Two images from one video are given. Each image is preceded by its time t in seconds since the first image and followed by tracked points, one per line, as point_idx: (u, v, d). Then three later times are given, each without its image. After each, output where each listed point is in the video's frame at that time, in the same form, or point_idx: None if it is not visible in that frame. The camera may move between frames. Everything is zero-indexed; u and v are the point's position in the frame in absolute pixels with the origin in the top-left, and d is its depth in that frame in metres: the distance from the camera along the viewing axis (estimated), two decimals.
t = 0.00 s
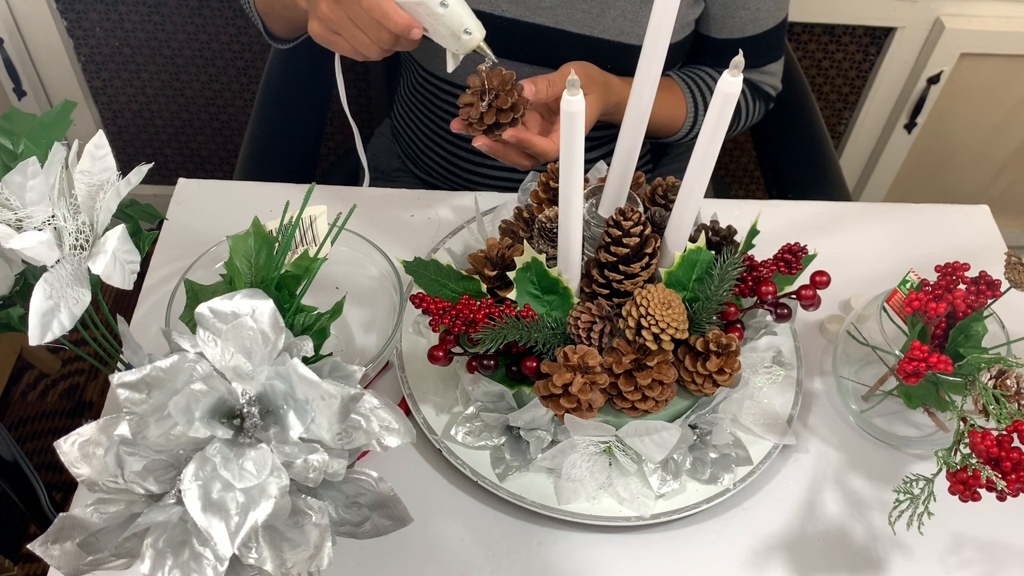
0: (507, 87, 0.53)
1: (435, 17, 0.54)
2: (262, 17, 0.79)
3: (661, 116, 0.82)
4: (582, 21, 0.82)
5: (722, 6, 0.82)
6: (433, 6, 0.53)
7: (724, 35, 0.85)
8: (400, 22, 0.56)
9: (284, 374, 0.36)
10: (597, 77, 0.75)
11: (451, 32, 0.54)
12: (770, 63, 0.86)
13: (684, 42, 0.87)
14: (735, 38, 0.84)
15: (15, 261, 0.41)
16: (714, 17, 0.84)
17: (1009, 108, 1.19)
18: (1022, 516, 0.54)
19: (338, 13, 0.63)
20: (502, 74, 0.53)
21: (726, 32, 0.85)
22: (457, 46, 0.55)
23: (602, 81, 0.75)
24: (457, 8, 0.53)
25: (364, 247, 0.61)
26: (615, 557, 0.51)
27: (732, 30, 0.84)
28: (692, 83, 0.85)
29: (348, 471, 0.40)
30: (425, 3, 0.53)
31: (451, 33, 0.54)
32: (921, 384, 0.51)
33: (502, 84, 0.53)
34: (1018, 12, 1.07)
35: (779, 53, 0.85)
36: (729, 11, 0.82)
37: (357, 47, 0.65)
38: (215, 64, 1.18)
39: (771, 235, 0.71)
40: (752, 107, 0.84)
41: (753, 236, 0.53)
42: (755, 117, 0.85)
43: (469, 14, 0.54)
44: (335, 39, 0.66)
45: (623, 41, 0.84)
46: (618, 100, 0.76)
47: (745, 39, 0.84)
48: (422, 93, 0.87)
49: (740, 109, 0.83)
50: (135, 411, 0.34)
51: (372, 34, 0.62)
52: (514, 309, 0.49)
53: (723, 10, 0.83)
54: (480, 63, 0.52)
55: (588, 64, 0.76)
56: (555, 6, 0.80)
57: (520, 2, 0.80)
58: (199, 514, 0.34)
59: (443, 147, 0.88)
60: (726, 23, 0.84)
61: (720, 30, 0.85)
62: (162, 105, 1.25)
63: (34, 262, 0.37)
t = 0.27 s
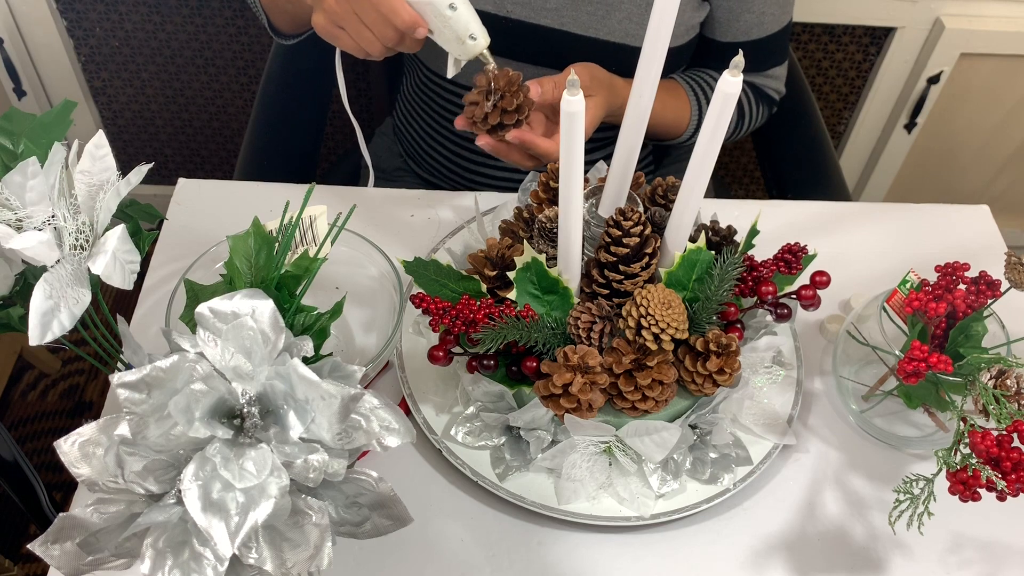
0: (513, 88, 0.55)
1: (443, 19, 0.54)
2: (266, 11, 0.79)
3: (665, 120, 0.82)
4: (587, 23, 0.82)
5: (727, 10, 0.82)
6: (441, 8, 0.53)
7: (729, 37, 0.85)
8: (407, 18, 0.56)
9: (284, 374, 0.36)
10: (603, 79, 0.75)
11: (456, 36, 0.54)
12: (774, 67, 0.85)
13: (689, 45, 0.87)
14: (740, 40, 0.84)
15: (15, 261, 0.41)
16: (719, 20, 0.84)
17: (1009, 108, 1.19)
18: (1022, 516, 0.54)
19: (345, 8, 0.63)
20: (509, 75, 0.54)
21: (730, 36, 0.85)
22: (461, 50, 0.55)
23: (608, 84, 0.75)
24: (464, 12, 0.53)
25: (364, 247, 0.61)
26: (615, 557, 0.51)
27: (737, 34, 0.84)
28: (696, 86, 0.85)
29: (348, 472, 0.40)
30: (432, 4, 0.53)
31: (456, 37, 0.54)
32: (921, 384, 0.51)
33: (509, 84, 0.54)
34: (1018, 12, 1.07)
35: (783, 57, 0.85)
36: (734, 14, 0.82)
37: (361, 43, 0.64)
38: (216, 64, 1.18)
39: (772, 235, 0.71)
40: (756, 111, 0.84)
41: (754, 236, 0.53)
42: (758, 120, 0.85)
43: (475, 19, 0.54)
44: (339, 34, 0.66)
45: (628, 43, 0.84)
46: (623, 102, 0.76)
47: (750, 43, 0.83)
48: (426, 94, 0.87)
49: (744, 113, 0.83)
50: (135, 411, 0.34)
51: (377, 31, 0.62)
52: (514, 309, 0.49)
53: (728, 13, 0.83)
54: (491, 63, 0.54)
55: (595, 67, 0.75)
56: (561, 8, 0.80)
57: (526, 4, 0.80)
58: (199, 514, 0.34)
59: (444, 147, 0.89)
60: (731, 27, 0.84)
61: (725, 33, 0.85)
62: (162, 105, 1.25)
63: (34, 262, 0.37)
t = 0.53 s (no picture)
0: (527, 78, 0.53)
1: (438, 27, 0.54)
2: (269, 9, 0.79)
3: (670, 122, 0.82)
4: (592, 25, 0.82)
5: (734, 11, 0.82)
6: (437, 17, 0.53)
7: (735, 39, 0.85)
8: (401, 21, 0.56)
9: (284, 374, 0.36)
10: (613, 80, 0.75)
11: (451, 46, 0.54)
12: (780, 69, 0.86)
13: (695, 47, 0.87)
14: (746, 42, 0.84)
15: (15, 260, 0.41)
16: (725, 22, 0.84)
17: (1009, 108, 1.19)
18: (1022, 516, 0.54)
19: (339, 11, 0.63)
20: (525, 63, 0.53)
21: (736, 37, 0.85)
22: (454, 59, 0.55)
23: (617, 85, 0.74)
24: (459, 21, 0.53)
25: (365, 247, 0.61)
26: (615, 557, 0.51)
27: (743, 35, 0.84)
28: (701, 86, 0.85)
29: (348, 471, 0.40)
30: (428, 12, 0.53)
31: (450, 46, 0.54)
32: (921, 384, 0.51)
33: (523, 73, 0.53)
34: (1018, 12, 1.07)
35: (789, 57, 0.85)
36: (740, 16, 0.82)
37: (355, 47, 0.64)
38: (216, 64, 1.18)
39: (772, 235, 0.71)
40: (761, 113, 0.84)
41: (754, 236, 0.53)
42: (763, 122, 0.85)
43: (469, 29, 0.54)
44: (333, 37, 0.66)
45: (634, 46, 0.84)
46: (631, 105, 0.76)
47: (755, 45, 0.83)
48: (429, 94, 0.87)
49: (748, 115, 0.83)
50: (135, 411, 0.34)
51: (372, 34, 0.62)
52: (514, 309, 0.49)
53: (734, 14, 0.83)
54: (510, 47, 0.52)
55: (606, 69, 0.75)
56: (566, 10, 0.80)
57: (531, 6, 0.80)
58: (199, 514, 0.34)
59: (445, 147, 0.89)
60: (737, 28, 0.84)
61: (730, 35, 0.85)
62: (162, 105, 1.25)
63: (34, 262, 0.37)
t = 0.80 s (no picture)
0: (524, 81, 0.53)
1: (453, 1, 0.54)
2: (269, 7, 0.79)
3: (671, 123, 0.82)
4: (594, 28, 0.82)
5: (735, 14, 0.82)
6: None
7: (736, 40, 0.85)
8: None
9: (284, 374, 0.36)
10: (614, 80, 0.75)
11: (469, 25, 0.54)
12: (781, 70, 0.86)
13: (696, 49, 0.87)
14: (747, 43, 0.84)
15: (15, 261, 0.41)
16: (726, 24, 0.84)
17: (1009, 108, 1.19)
18: (1022, 516, 0.54)
19: None
20: (518, 68, 0.53)
21: (737, 39, 0.85)
22: (470, 32, 0.55)
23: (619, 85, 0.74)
24: None
25: (365, 247, 0.61)
26: (615, 557, 0.51)
27: (744, 36, 0.84)
28: (702, 87, 0.85)
29: (348, 471, 0.40)
30: None
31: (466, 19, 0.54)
32: (921, 384, 0.51)
33: (519, 78, 0.53)
34: (1018, 12, 1.07)
35: (789, 59, 0.85)
36: (741, 17, 0.82)
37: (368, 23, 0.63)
38: (216, 64, 1.18)
39: (772, 235, 0.71)
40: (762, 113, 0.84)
41: (754, 236, 0.53)
42: (765, 122, 0.85)
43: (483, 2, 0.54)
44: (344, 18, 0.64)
45: (634, 48, 0.84)
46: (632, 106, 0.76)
47: (756, 46, 0.84)
48: (430, 94, 0.87)
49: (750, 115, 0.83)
50: (135, 411, 0.34)
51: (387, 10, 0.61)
52: (514, 309, 0.49)
53: (736, 16, 0.83)
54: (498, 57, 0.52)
55: (606, 69, 0.75)
56: (567, 12, 0.80)
57: (533, 9, 0.80)
58: (199, 515, 0.34)
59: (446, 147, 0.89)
60: (738, 29, 0.84)
61: (731, 36, 0.85)
62: (162, 105, 1.25)
63: (34, 262, 0.37)
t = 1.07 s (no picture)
0: (520, 84, 0.52)
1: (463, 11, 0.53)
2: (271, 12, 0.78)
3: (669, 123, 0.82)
4: (591, 30, 0.82)
5: (732, 15, 0.83)
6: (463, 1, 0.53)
7: (734, 41, 0.85)
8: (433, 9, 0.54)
9: (284, 374, 0.35)
10: (611, 81, 0.75)
11: (472, 33, 0.54)
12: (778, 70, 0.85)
13: (694, 50, 0.87)
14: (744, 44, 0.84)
15: (15, 260, 0.41)
16: (724, 25, 0.84)
17: (1009, 107, 1.19)
18: (1022, 516, 0.54)
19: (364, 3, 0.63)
20: (514, 71, 0.52)
21: (734, 40, 0.85)
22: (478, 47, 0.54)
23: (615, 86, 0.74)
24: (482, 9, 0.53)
25: (365, 247, 0.61)
26: (615, 557, 0.51)
27: (740, 38, 0.84)
28: (700, 86, 0.85)
29: (348, 471, 0.40)
30: None
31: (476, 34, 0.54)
32: (921, 384, 0.51)
33: (515, 80, 0.52)
34: (1018, 12, 1.07)
35: (789, 59, 0.85)
36: (738, 18, 0.83)
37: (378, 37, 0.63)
38: (216, 64, 1.18)
39: (772, 235, 0.71)
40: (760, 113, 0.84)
41: (754, 236, 0.53)
42: (762, 123, 0.85)
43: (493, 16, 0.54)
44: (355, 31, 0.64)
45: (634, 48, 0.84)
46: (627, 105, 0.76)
47: (754, 47, 0.84)
48: (429, 95, 0.87)
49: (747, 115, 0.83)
50: (135, 411, 0.34)
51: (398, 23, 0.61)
52: (514, 309, 0.49)
53: (733, 17, 0.83)
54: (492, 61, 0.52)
55: (603, 69, 0.75)
56: (565, 15, 0.80)
57: (531, 11, 0.80)
58: (199, 515, 0.34)
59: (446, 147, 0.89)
60: (735, 31, 0.84)
61: (729, 37, 0.85)
62: (162, 105, 1.25)
63: (34, 262, 0.37)
